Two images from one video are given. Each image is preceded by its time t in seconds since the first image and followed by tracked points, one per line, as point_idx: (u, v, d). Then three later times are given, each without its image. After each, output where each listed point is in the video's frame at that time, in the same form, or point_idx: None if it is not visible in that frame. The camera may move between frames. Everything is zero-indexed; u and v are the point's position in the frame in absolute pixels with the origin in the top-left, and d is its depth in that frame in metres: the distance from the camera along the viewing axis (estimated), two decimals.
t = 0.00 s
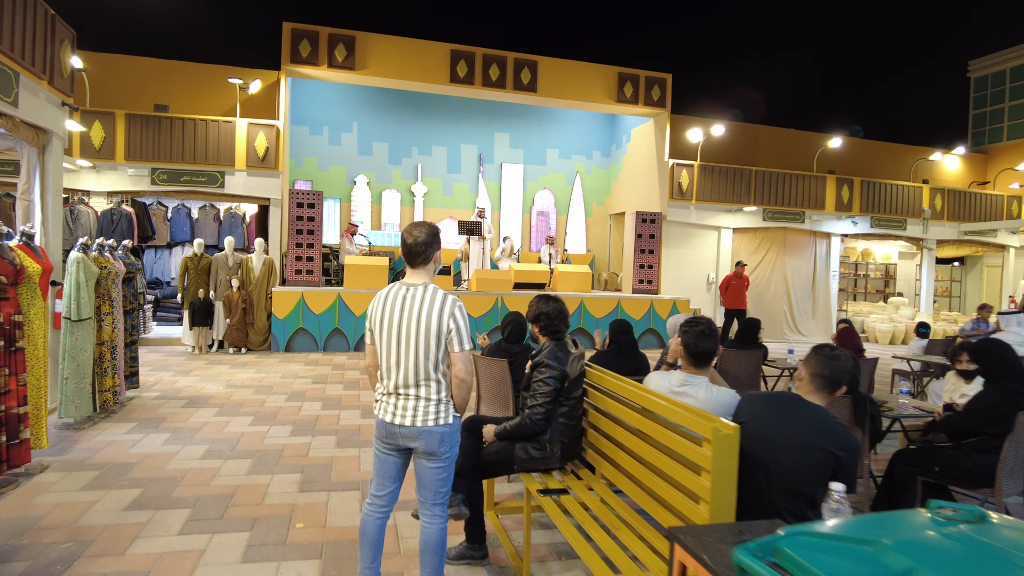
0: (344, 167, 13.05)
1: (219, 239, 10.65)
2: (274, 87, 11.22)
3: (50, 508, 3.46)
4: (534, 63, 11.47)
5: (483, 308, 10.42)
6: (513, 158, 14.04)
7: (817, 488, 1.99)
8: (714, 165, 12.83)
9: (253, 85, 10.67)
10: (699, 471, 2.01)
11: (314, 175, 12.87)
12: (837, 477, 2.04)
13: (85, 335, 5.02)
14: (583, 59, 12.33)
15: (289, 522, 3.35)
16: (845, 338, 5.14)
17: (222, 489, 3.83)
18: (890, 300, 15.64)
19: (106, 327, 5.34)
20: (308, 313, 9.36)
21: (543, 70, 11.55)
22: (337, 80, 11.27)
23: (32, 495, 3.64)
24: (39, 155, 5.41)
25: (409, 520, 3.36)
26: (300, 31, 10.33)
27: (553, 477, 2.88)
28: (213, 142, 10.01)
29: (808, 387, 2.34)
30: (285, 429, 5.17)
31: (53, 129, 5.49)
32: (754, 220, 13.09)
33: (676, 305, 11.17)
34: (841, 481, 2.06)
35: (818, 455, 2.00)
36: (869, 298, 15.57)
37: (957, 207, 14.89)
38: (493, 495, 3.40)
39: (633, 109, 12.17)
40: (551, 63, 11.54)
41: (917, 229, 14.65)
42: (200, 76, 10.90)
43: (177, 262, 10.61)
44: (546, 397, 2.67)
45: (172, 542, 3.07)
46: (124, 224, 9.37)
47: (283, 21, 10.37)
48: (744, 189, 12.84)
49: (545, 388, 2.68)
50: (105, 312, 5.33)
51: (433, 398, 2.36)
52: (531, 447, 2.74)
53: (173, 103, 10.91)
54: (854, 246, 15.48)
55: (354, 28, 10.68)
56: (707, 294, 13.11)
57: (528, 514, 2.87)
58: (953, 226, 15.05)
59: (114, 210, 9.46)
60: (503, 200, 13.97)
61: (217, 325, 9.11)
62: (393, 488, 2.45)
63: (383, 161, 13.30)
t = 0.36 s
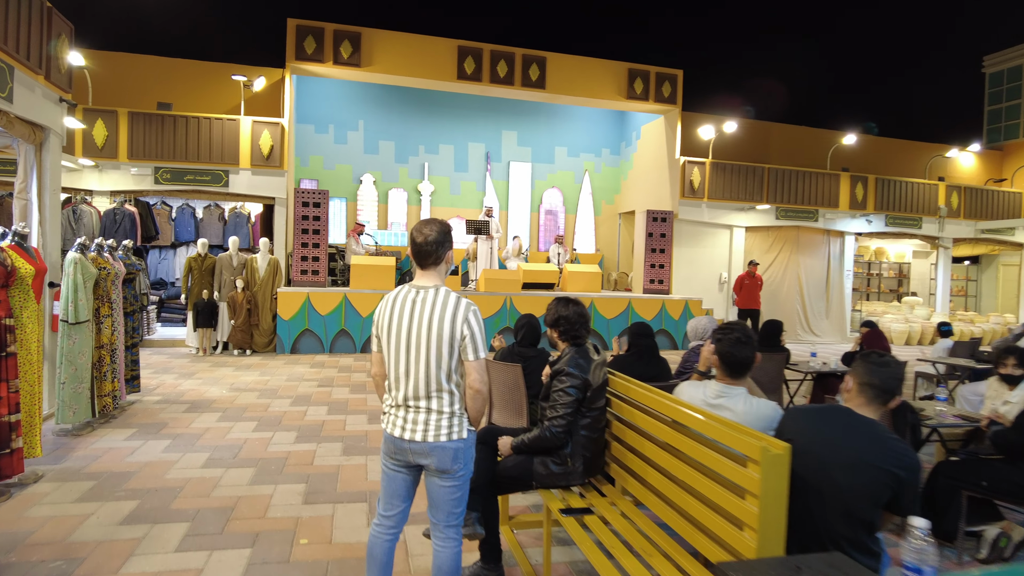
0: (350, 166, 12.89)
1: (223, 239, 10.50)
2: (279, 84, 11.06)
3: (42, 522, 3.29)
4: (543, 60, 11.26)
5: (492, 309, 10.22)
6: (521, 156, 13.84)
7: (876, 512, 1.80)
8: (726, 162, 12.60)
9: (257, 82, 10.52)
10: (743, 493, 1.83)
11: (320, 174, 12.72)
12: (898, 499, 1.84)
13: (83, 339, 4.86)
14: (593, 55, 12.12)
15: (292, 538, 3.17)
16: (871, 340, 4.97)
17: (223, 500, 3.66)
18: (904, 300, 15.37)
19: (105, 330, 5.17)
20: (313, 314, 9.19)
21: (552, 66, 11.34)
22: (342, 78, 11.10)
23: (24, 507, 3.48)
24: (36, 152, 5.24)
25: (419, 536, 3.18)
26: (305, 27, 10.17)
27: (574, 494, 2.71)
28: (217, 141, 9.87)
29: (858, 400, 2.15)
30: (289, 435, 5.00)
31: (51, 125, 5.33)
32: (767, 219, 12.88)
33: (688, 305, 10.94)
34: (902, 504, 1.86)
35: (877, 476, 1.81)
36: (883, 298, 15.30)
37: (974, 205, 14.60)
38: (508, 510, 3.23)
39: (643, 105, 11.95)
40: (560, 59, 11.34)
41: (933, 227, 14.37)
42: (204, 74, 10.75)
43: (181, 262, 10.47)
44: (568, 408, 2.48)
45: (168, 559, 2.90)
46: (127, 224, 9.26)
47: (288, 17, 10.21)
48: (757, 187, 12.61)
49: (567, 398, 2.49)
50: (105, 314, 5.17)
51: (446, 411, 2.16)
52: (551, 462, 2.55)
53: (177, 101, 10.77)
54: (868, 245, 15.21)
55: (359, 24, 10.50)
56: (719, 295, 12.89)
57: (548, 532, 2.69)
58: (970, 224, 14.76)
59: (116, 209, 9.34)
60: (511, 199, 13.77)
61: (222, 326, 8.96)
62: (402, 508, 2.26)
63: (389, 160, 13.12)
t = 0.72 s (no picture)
0: (366, 163, 12.73)
1: (238, 237, 10.39)
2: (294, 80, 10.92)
3: (48, 532, 3.12)
4: (561, 54, 11.03)
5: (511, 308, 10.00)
6: (538, 153, 13.62)
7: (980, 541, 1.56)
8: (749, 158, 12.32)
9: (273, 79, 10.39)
10: (825, 518, 1.62)
11: (335, 172, 12.57)
12: (1004, 525, 1.59)
13: (94, 338, 4.71)
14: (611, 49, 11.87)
15: (311, 551, 2.98)
16: (918, 342, 4.73)
17: (238, 508, 3.48)
18: (930, 300, 14.99)
19: (117, 329, 5.01)
20: (329, 314, 9.03)
21: (571, 61, 11.11)
22: (358, 74, 10.94)
23: (30, 515, 3.31)
24: (47, 147, 5.11)
25: (445, 552, 2.98)
26: (321, 22, 10.01)
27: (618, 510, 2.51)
28: (233, 138, 9.75)
29: (937, 412, 1.91)
30: (306, 439, 4.81)
31: (62, 119, 5.19)
32: (790, 216, 12.59)
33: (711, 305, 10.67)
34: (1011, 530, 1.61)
35: (978, 499, 1.57)
36: (909, 298, 14.93)
37: (1004, 202, 14.20)
38: (541, 523, 3.03)
39: (664, 101, 11.69)
40: (579, 54, 11.11)
41: (962, 225, 13.98)
42: (219, 70, 10.64)
43: (196, 261, 10.35)
44: (611, 417, 2.29)
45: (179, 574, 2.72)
46: (141, 222, 9.16)
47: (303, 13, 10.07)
48: (781, 183, 12.31)
49: (609, 407, 2.29)
50: (116, 313, 5.01)
51: (481, 420, 1.96)
52: (592, 475, 2.36)
53: (191, 98, 10.66)
54: (893, 243, 14.84)
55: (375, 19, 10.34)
56: (742, 294, 12.61)
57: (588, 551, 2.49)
58: (1000, 222, 14.35)
59: (131, 207, 9.22)
60: (528, 196, 13.56)
61: (237, 326, 8.84)
62: (433, 526, 2.06)
63: (405, 157, 12.95)
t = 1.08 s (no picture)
0: (384, 161, 12.57)
1: (256, 236, 10.27)
2: (313, 77, 10.78)
3: (60, 547, 2.96)
4: (584, 49, 10.79)
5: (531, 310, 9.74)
6: (558, 150, 13.39)
7: None
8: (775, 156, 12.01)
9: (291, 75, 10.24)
10: (947, 566, 1.40)
11: (353, 170, 12.42)
12: None
13: (110, 341, 4.56)
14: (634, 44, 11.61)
15: (338, 572, 2.79)
16: (972, 348, 4.42)
17: (259, 522, 3.30)
18: (961, 301, 14.57)
19: (134, 331, 4.86)
20: (348, 314, 8.87)
21: (593, 56, 10.86)
22: (376, 70, 10.77)
23: (43, 527, 3.16)
24: (64, 143, 4.96)
25: None
26: (339, 18, 9.85)
27: (677, 538, 2.32)
28: (251, 135, 9.62)
29: None
30: (328, 446, 4.63)
31: (79, 114, 5.05)
32: (818, 216, 12.26)
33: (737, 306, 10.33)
34: None
35: None
36: (939, 299, 14.52)
37: None
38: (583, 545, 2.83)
39: (689, 97, 11.41)
40: (602, 49, 10.86)
41: (996, 224, 13.56)
42: (237, 67, 10.52)
43: (213, 260, 10.24)
44: (671, 436, 2.08)
45: None
46: (159, 220, 9.04)
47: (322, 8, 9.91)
48: (809, 182, 11.99)
49: (669, 425, 2.09)
50: (133, 314, 4.86)
51: (535, 441, 1.75)
52: (649, 500, 2.17)
53: (210, 95, 10.55)
54: (922, 243, 14.43)
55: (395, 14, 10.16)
56: (768, 295, 12.38)
57: None
58: None
59: (149, 205, 9.04)
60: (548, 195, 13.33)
61: (254, 326, 8.69)
62: (478, 558, 1.85)
63: (423, 156, 12.77)
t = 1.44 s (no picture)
0: (393, 158, 12.36)
1: (263, 234, 10.08)
2: (321, 71, 10.57)
3: (56, 565, 2.75)
4: (598, 42, 10.54)
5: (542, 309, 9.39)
6: (570, 147, 13.15)
7: None
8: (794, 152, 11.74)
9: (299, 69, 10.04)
10: None
11: (362, 167, 12.22)
12: None
13: (112, 341, 4.35)
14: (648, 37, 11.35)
15: None
16: None
17: (269, 536, 3.09)
18: (980, 300, 14.26)
19: (137, 330, 4.65)
20: (357, 313, 8.66)
21: (608, 50, 10.61)
22: (385, 64, 10.56)
23: (38, 542, 2.95)
24: (65, 136, 4.76)
25: None
26: (349, 10, 9.63)
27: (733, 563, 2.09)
28: (259, 131, 9.42)
29: None
30: (340, 452, 4.42)
31: (80, 105, 4.84)
32: (837, 213, 11.90)
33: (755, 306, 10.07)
34: None
35: None
36: (958, 298, 14.22)
37: None
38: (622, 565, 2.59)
39: (705, 91, 11.15)
40: (617, 43, 10.61)
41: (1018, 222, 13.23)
42: (244, 62, 10.33)
43: (219, 257, 10.04)
44: (731, 452, 1.86)
45: None
46: (164, 217, 8.84)
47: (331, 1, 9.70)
48: (829, 177, 11.72)
49: (729, 441, 1.87)
50: (136, 313, 4.65)
51: (587, 462, 1.52)
52: (704, 522, 1.94)
53: (216, 90, 10.37)
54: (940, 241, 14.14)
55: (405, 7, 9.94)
56: (786, 295, 12.07)
57: None
58: None
59: (154, 203, 8.86)
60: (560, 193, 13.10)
61: (262, 326, 8.47)
62: None
63: (433, 152, 12.56)
